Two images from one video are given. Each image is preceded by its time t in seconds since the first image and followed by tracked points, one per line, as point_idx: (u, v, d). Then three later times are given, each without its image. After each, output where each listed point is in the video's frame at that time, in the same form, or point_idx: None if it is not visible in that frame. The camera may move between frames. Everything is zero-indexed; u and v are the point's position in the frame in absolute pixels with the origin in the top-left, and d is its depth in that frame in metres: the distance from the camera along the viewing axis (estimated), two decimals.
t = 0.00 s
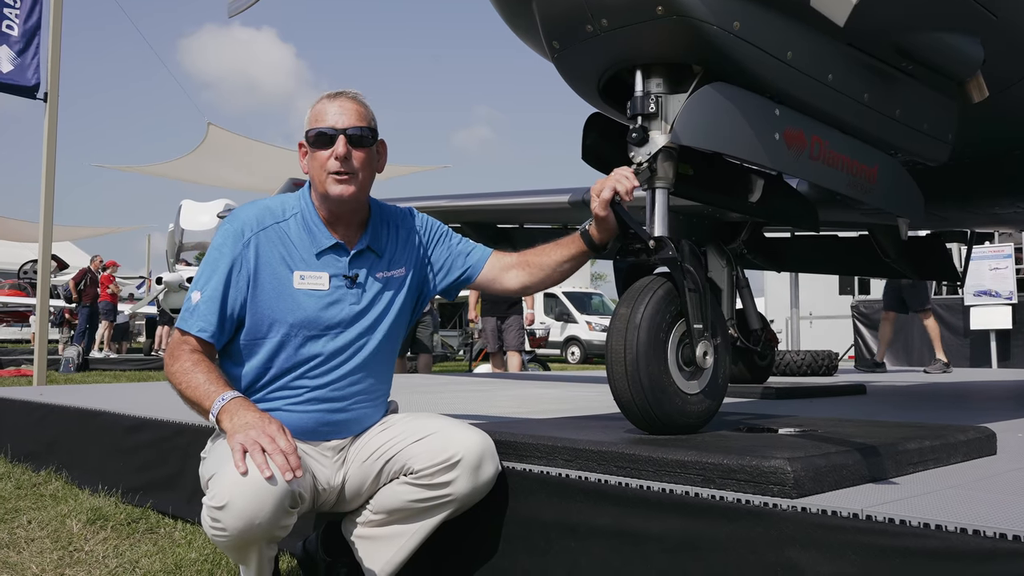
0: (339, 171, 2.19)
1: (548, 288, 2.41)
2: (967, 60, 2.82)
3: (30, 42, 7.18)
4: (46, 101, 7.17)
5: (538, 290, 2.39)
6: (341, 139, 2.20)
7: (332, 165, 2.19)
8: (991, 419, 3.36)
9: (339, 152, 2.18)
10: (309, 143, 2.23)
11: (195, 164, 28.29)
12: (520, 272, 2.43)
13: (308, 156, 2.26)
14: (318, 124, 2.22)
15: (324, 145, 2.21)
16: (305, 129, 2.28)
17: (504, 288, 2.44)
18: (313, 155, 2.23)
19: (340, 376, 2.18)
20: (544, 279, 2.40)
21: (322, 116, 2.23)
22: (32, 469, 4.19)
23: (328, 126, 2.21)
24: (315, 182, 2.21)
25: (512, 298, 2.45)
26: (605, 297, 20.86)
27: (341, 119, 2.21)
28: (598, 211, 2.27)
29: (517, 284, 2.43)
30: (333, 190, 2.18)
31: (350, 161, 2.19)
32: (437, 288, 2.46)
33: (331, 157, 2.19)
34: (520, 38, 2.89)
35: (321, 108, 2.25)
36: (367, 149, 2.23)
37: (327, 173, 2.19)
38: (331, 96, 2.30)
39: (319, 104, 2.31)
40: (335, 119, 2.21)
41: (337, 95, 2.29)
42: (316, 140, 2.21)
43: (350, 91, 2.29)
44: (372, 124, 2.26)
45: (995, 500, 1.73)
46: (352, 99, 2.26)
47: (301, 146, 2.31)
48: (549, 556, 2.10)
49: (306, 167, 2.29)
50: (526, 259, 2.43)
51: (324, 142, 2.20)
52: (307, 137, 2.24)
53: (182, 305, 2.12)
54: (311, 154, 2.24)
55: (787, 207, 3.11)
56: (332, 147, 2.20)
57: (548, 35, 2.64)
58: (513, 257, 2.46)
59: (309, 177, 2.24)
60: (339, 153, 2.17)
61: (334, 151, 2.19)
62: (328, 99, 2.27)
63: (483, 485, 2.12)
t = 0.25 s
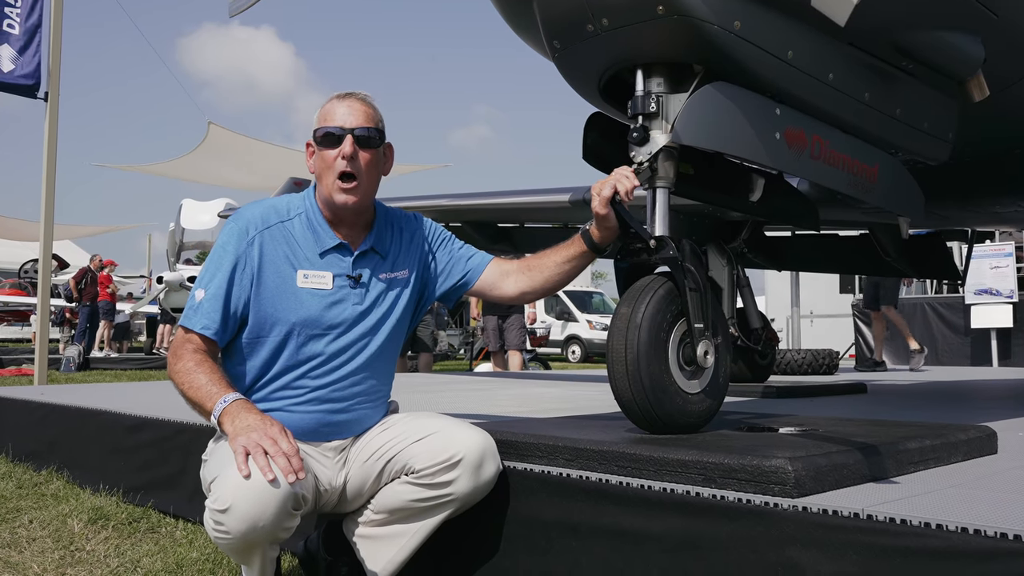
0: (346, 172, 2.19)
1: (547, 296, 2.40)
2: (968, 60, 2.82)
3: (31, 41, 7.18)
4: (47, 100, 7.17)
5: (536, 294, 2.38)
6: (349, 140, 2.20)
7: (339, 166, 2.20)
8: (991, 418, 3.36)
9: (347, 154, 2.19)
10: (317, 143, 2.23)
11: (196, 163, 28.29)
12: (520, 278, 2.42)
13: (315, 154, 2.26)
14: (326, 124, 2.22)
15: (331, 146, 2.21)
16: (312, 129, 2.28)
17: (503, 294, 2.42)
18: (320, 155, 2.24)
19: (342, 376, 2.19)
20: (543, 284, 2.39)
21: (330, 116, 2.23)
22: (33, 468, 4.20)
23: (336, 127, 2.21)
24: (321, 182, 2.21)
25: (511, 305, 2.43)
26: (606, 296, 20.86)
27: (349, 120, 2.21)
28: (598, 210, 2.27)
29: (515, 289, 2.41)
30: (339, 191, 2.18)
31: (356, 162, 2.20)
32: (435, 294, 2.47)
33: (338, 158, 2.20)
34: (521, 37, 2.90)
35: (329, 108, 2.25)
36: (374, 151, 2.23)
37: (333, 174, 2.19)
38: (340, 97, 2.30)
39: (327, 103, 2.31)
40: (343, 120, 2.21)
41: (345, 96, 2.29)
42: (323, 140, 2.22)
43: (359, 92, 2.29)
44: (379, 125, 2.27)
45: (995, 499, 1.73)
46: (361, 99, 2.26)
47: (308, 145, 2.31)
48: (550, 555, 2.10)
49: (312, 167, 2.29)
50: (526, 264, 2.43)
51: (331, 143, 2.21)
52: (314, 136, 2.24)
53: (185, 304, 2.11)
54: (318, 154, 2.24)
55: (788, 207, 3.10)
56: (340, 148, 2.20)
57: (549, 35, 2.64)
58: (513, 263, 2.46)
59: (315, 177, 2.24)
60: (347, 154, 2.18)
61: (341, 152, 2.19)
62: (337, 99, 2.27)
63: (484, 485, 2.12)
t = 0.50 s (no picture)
0: (350, 171, 2.19)
1: (547, 296, 2.39)
2: (967, 59, 2.82)
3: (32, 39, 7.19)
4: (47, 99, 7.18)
5: (538, 294, 2.38)
6: (355, 139, 2.20)
7: (343, 165, 2.20)
8: (991, 418, 3.36)
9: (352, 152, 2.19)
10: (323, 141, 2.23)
11: (196, 162, 28.30)
12: (520, 278, 2.41)
13: (320, 152, 2.26)
14: (333, 122, 2.23)
15: (336, 144, 2.21)
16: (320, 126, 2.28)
17: (504, 294, 2.42)
18: (325, 153, 2.24)
19: (341, 377, 2.19)
20: (544, 284, 2.39)
21: (339, 115, 2.24)
22: (33, 467, 4.20)
23: (343, 126, 2.21)
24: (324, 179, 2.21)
25: (512, 305, 2.43)
26: (606, 296, 20.86)
27: (356, 119, 2.22)
28: (597, 209, 2.27)
29: (515, 290, 2.41)
30: (342, 190, 2.18)
31: (360, 161, 2.20)
32: (435, 295, 2.47)
33: (342, 156, 2.20)
34: (519, 37, 2.90)
35: (339, 107, 2.26)
36: (379, 152, 2.24)
37: (337, 172, 2.19)
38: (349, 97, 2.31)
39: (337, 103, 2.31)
40: (351, 119, 2.22)
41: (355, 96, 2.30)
42: (329, 139, 2.21)
43: (368, 93, 2.30)
44: (386, 128, 2.28)
45: (992, 498, 1.73)
46: (371, 102, 2.27)
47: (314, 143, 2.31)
48: (549, 553, 2.10)
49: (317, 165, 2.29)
50: (527, 264, 2.43)
51: (337, 142, 2.21)
52: (321, 134, 2.24)
53: (185, 303, 2.12)
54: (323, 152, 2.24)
55: (787, 206, 3.10)
56: (345, 146, 2.20)
57: (548, 34, 2.65)
58: (514, 263, 2.46)
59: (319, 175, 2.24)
60: (352, 153, 2.18)
61: (346, 151, 2.19)
62: (347, 99, 2.27)
63: (483, 484, 2.13)
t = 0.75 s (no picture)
0: (357, 169, 2.19)
1: (548, 296, 2.40)
2: (968, 58, 2.82)
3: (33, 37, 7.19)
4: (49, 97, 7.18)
5: (540, 293, 2.38)
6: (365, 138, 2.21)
7: (352, 162, 2.20)
8: (992, 417, 3.36)
9: (361, 150, 2.19)
10: (332, 139, 2.24)
11: (197, 161, 28.31)
12: (522, 277, 2.42)
13: (328, 150, 2.27)
14: (345, 121, 2.24)
15: (345, 142, 2.22)
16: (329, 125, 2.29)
17: (506, 293, 2.43)
18: (334, 151, 2.24)
19: (343, 377, 2.19)
20: (547, 283, 2.40)
21: (350, 114, 2.25)
22: (34, 465, 4.21)
23: (354, 124, 2.22)
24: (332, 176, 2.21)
25: (513, 304, 2.43)
26: (607, 295, 20.86)
27: (366, 119, 2.23)
28: (597, 208, 2.28)
29: (517, 288, 2.41)
30: (348, 186, 2.18)
31: (369, 160, 2.21)
32: (437, 293, 2.47)
33: (351, 153, 2.20)
34: (520, 36, 2.90)
35: (350, 106, 2.27)
36: (387, 153, 2.24)
37: (345, 169, 2.20)
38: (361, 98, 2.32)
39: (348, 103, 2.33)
40: (362, 118, 2.23)
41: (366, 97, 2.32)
42: (339, 137, 2.23)
43: (379, 95, 2.31)
44: (396, 129, 2.29)
45: (993, 497, 1.74)
46: (382, 103, 2.28)
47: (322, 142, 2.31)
48: (549, 553, 2.10)
49: (324, 163, 2.29)
50: (529, 262, 2.43)
51: (347, 140, 2.22)
52: (331, 132, 2.25)
53: (189, 303, 2.12)
54: (332, 150, 2.25)
55: (788, 205, 3.10)
56: (355, 145, 2.21)
57: (549, 34, 2.65)
58: (516, 261, 2.46)
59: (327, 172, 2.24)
60: (361, 151, 2.18)
61: (356, 149, 2.20)
62: (358, 100, 2.29)
63: (484, 483, 2.13)
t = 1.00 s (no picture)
0: (359, 168, 2.19)
1: (551, 297, 2.40)
2: (969, 58, 2.82)
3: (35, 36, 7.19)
4: (50, 96, 7.18)
5: (542, 294, 2.38)
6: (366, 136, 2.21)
7: (353, 161, 2.20)
8: (993, 416, 3.36)
9: (362, 149, 2.19)
10: (333, 138, 2.24)
11: (197, 160, 28.31)
12: (525, 277, 2.42)
13: (330, 150, 2.27)
14: (344, 120, 2.24)
15: (346, 141, 2.22)
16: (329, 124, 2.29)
17: (508, 294, 2.43)
18: (334, 150, 2.24)
19: (347, 377, 2.19)
20: (549, 283, 2.40)
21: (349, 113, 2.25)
22: (36, 465, 4.21)
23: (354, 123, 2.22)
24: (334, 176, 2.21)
25: (516, 304, 2.43)
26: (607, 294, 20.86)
27: (367, 117, 2.23)
28: (599, 208, 2.29)
29: (520, 289, 2.41)
30: (351, 185, 2.18)
31: (371, 159, 2.21)
32: (440, 292, 2.48)
33: (352, 152, 2.20)
34: (522, 36, 2.90)
35: (349, 105, 2.27)
36: (388, 151, 2.24)
37: (347, 168, 2.20)
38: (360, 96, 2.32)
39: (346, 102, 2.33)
40: (361, 117, 2.23)
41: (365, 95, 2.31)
42: (340, 136, 2.22)
43: (378, 93, 2.31)
44: (397, 127, 2.29)
45: (995, 497, 1.74)
46: (382, 102, 2.28)
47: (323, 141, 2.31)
48: (552, 552, 2.11)
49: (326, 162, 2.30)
50: (531, 263, 2.44)
51: (347, 138, 2.21)
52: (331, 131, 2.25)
53: (194, 302, 2.12)
54: (333, 149, 2.25)
55: (789, 205, 3.10)
56: (355, 143, 2.20)
57: (551, 34, 2.65)
58: (519, 262, 2.46)
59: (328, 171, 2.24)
60: (362, 150, 2.18)
61: (356, 147, 2.20)
62: (357, 98, 2.28)
63: (486, 483, 2.13)
